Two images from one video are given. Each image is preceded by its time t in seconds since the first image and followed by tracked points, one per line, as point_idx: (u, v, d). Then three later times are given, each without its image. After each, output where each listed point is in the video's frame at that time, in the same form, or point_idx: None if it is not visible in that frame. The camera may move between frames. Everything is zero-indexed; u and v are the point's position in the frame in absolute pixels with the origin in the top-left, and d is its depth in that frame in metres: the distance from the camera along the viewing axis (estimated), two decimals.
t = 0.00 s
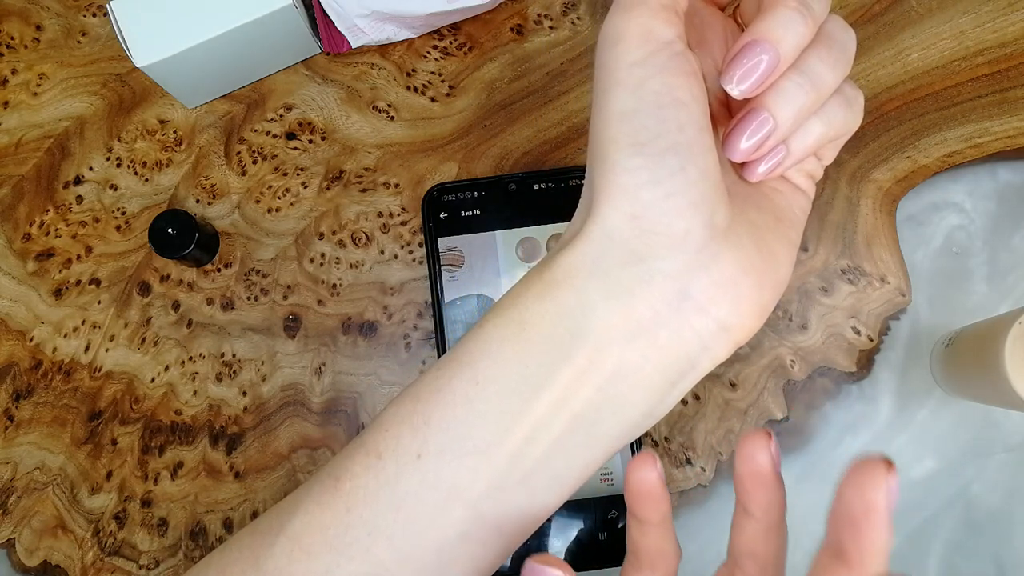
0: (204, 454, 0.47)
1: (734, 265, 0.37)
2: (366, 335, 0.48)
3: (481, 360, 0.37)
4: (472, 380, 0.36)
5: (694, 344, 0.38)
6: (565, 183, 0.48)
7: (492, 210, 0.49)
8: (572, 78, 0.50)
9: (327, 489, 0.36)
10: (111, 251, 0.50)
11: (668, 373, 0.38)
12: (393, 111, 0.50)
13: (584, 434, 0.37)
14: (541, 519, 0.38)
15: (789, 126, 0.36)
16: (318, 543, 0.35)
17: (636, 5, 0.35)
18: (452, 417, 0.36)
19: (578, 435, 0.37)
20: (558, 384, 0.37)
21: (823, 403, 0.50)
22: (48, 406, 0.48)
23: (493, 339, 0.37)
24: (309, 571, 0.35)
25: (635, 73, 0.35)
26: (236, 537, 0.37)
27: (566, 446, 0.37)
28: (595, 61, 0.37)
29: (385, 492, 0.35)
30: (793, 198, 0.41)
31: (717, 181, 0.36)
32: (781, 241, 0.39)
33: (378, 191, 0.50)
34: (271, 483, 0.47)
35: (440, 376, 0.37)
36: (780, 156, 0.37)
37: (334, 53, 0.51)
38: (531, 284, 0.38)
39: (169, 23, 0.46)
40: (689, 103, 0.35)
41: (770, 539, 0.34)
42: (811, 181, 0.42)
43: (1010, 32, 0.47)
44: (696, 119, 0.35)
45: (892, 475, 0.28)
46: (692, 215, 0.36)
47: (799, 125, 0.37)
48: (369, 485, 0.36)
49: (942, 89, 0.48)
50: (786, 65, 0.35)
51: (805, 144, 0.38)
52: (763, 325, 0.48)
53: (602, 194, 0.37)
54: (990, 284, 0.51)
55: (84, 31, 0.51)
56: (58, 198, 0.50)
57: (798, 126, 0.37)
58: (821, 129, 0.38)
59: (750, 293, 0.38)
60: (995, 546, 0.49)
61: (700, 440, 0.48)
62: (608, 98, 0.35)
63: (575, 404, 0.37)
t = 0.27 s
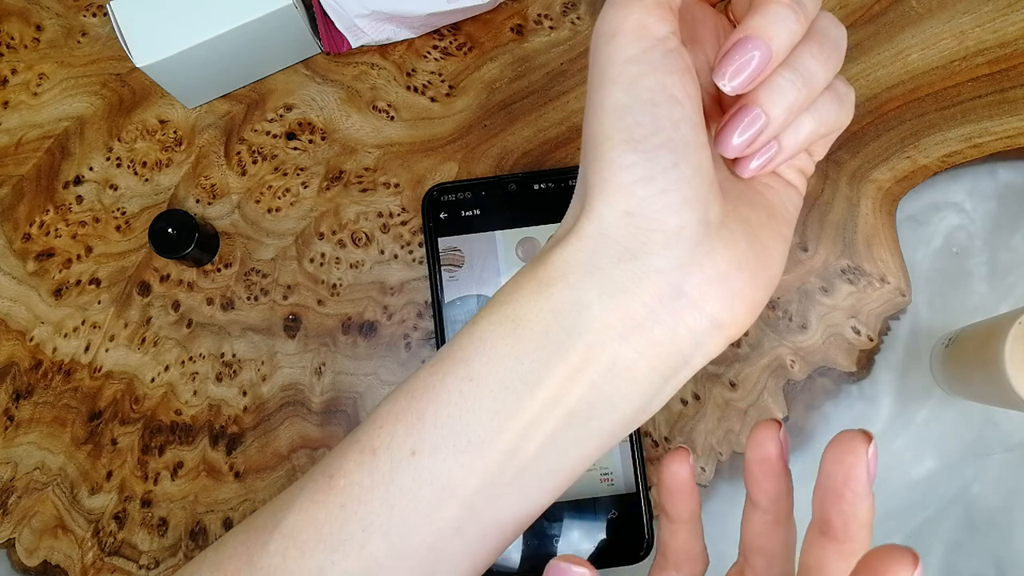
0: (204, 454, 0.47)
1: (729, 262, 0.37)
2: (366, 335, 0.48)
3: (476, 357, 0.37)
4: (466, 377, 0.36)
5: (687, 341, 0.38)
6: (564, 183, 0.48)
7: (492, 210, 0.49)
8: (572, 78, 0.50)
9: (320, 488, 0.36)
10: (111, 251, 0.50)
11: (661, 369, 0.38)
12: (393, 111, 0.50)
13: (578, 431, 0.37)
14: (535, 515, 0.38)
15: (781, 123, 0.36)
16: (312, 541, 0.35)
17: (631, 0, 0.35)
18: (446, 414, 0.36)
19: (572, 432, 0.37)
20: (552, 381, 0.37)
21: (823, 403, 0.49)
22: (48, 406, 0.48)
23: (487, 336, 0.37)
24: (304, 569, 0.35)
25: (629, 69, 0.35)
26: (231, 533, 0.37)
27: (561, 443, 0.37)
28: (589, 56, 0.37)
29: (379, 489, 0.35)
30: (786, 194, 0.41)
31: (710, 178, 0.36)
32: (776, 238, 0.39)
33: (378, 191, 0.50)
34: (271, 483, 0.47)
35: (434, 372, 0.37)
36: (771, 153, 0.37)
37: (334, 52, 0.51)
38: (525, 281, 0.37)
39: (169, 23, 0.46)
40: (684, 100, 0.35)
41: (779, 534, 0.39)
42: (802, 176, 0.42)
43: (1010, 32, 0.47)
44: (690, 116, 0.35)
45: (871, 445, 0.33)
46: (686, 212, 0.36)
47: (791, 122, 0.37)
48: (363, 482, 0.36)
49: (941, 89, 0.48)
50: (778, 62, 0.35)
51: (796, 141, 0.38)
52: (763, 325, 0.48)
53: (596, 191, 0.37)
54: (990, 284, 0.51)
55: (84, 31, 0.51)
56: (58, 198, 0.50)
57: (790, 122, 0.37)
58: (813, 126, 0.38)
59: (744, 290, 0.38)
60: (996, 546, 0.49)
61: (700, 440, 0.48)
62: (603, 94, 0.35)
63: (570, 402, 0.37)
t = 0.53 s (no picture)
0: (204, 454, 0.47)
1: (733, 264, 0.37)
2: (366, 335, 0.48)
3: (481, 359, 0.36)
4: (472, 379, 0.36)
5: (692, 342, 0.38)
6: (564, 183, 0.48)
7: (492, 210, 0.49)
8: (572, 78, 0.50)
9: (325, 489, 0.36)
10: (111, 251, 0.50)
11: (666, 371, 0.38)
12: (393, 111, 0.50)
13: (583, 432, 0.37)
14: (539, 517, 0.38)
15: (786, 126, 0.36)
16: (316, 542, 0.35)
17: (638, 4, 0.35)
18: (451, 416, 0.36)
19: (577, 434, 0.37)
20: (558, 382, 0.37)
21: (823, 402, 0.49)
22: (48, 406, 0.48)
23: (492, 337, 0.37)
24: (307, 571, 0.34)
25: (635, 72, 0.35)
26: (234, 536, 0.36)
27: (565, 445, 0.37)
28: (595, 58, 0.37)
29: (384, 491, 0.35)
30: (790, 198, 0.41)
31: (715, 181, 0.36)
32: (780, 241, 0.39)
33: (378, 191, 0.50)
34: (271, 483, 0.47)
35: (439, 374, 0.37)
36: (777, 156, 0.37)
37: (334, 52, 0.51)
38: (531, 283, 0.37)
39: (169, 23, 0.46)
40: (690, 103, 0.35)
41: (776, 519, 0.40)
42: (806, 180, 0.43)
43: (1010, 32, 0.47)
44: (696, 118, 0.35)
45: (877, 429, 0.35)
46: (691, 214, 0.36)
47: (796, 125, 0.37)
48: (368, 484, 0.35)
49: (942, 89, 0.48)
50: (783, 65, 0.35)
51: (801, 144, 0.38)
52: (763, 325, 0.48)
53: (602, 193, 0.37)
54: (990, 284, 0.51)
55: (84, 31, 0.51)
56: (58, 198, 0.50)
57: (795, 126, 0.37)
58: (818, 129, 0.38)
59: (748, 292, 0.38)
60: (995, 546, 0.49)
61: (700, 440, 0.48)
62: (609, 97, 0.35)
63: (575, 404, 0.37)
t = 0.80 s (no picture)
0: (204, 454, 0.47)
1: (735, 264, 0.37)
2: (366, 335, 0.48)
3: (484, 358, 0.37)
4: (475, 378, 0.36)
5: (694, 342, 0.38)
6: (564, 183, 0.48)
7: (492, 210, 0.49)
8: (572, 78, 0.50)
9: (329, 489, 0.36)
10: (111, 251, 0.50)
11: (668, 370, 0.38)
12: (393, 110, 0.50)
13: (585, 432, 0.37)
14: (542, 516, 0.38)
15: (786, 127, 0.36)
16: (320, 542, 0.35)
17: (640, 6, 0.35)
18: (454, 416, 0.36)
19: (579, 433, 0.37)
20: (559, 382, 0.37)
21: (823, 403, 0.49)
22: (48, 406, 0.48)
23: (494, 337, 0.37)
24: (310, 570, 0.35)
25: (637, 73, 0.34)
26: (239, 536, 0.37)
27: (568, 444, 0.37)
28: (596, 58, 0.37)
29: (386, 490, 0.36)
30: (789, 198, 0.41)
31: (716, 182, 0.36)
32: (780, 241, 0.39)
33: (378, 191, 0.50)
34: (271, 483, 0.47)
35: (442, 373, 0.37)
36: (776, 157, 0.37)
37: (334, 52, 0.51)
38: (533, 283, 0.37)
39: (169, 23, 0.46)
40: (692, 102, 0.35)
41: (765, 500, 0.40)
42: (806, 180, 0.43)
43: (1010, 32, 0.47)
44: (698, 119, 0.35)
45: (867, 403, 0.35)
46: (693, 214, 0.36)
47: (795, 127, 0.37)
48: (371, 483, 0.36)
49: (942, 89, 0.48)
50: (783, 67, 0.35)
51: (800, 145, 0.38)
52: (763, 325, 0.48)
53: (603, 193, 0.37)
54: (990, 284, 0.51)
55: (84, 31, 0.51)
56: (58, 198, 0.50)
57: (794, 127, 0.37)
58: (817, 131, 0.38)
59: (750, 291, 0.38)
60: (996, 546, 0.49)
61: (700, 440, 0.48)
62: (611, 97, 0.35)
63: (577, 403, 0.37)
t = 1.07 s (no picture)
0: (204, 454, 0.47)
1: (734, 264, 0.38)
2: (366, 335, 0.48)
3: (484, 359, 0.37)
4: (475, 380, 0.36)
5: (694, 342, 0.38)
6: (565, 183, 0.48)
7: (492, 210, 0.49)
8: (572, 78, 0.50)
9: (328, 489, 0.36)
10: (111, 251, 0.50)
11: (668, 371, 0.38)
12: (393, 110, 0.50)
13: (585, 433, 0.37)
14: (541, 518, 0.38)
15: (783, 130, 0.36)
16: (320, 542, 0.35)
17: (641, 8, 0.35)
18: (454, 417, 0.36)
19: (580, 434, 0.37)
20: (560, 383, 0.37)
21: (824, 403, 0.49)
22: (48, 406, 0.48)
23: (494, 339, 0.37)
24: (310, 571, 0.34)
25: (639, 75, 0.35)
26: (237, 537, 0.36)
27: (569, 445, 0.37)
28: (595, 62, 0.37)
29: (386, 490, 0.35)
30: (784, 199, 0.41)
31: (717, 184, 0.36)
32: (778, 243, 0.40)
33: (378, 191, 0.50)
34: (271, 483, 0.47)
35: (441, 374, 0.37)
36: (774, 160, 0.37)
37: (334, 52, 0.51)
38: (533, 285, 0.37)
39: (169, 23, 0.46)
40: (693, 102, 0.35)
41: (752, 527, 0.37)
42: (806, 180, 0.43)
43: (1010, 32, 0.47)
44: (699, 122, 0.35)
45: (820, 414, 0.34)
46: (694, 215, 0.36)
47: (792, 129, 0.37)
48: (371, 484, 0.35)
49: (942, 89, 0.48)
50: (781, 71, 0.36)
51: (797, 148, 0.38)
52: (763, 325, 0.48)
53: (604, 194, 0.37)
54: (990, 284, 0.51)
55: (84, 31, 0.51)
56: (58, 198, 0.50)
57: (792, 130, 0.37)
58: (813, 134, 0.38)
59: (749, 292, 0.38)
60: (996, 546, 0.49)
61: (700, 440, 0.48)
62: (611, 100, 0.35)
63: (578, 404, 0.37)
